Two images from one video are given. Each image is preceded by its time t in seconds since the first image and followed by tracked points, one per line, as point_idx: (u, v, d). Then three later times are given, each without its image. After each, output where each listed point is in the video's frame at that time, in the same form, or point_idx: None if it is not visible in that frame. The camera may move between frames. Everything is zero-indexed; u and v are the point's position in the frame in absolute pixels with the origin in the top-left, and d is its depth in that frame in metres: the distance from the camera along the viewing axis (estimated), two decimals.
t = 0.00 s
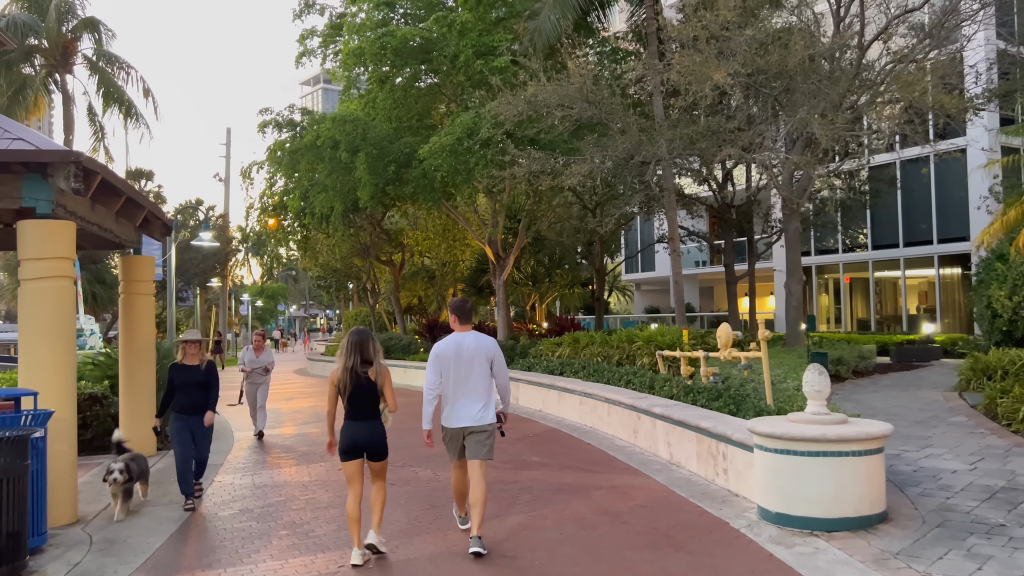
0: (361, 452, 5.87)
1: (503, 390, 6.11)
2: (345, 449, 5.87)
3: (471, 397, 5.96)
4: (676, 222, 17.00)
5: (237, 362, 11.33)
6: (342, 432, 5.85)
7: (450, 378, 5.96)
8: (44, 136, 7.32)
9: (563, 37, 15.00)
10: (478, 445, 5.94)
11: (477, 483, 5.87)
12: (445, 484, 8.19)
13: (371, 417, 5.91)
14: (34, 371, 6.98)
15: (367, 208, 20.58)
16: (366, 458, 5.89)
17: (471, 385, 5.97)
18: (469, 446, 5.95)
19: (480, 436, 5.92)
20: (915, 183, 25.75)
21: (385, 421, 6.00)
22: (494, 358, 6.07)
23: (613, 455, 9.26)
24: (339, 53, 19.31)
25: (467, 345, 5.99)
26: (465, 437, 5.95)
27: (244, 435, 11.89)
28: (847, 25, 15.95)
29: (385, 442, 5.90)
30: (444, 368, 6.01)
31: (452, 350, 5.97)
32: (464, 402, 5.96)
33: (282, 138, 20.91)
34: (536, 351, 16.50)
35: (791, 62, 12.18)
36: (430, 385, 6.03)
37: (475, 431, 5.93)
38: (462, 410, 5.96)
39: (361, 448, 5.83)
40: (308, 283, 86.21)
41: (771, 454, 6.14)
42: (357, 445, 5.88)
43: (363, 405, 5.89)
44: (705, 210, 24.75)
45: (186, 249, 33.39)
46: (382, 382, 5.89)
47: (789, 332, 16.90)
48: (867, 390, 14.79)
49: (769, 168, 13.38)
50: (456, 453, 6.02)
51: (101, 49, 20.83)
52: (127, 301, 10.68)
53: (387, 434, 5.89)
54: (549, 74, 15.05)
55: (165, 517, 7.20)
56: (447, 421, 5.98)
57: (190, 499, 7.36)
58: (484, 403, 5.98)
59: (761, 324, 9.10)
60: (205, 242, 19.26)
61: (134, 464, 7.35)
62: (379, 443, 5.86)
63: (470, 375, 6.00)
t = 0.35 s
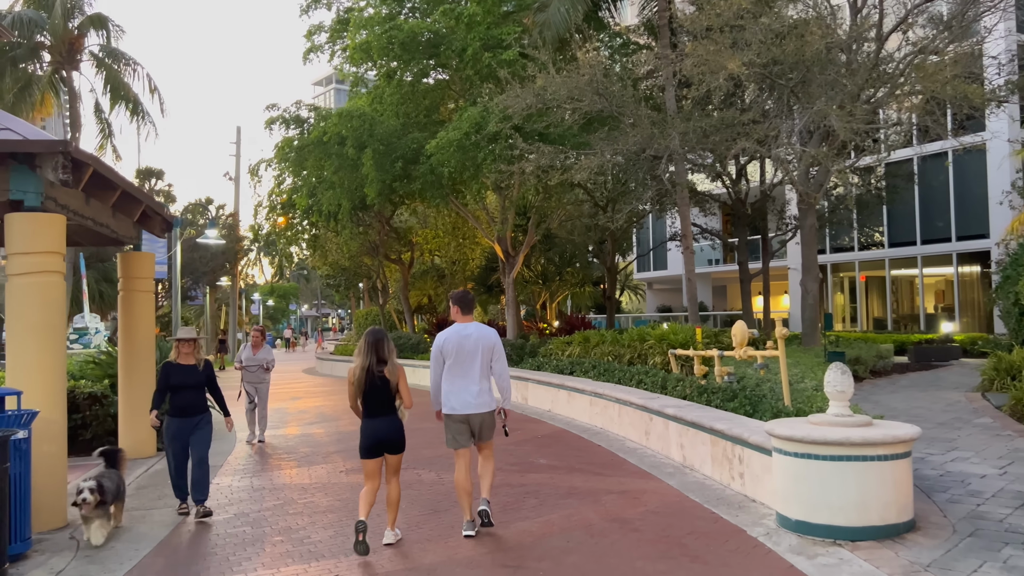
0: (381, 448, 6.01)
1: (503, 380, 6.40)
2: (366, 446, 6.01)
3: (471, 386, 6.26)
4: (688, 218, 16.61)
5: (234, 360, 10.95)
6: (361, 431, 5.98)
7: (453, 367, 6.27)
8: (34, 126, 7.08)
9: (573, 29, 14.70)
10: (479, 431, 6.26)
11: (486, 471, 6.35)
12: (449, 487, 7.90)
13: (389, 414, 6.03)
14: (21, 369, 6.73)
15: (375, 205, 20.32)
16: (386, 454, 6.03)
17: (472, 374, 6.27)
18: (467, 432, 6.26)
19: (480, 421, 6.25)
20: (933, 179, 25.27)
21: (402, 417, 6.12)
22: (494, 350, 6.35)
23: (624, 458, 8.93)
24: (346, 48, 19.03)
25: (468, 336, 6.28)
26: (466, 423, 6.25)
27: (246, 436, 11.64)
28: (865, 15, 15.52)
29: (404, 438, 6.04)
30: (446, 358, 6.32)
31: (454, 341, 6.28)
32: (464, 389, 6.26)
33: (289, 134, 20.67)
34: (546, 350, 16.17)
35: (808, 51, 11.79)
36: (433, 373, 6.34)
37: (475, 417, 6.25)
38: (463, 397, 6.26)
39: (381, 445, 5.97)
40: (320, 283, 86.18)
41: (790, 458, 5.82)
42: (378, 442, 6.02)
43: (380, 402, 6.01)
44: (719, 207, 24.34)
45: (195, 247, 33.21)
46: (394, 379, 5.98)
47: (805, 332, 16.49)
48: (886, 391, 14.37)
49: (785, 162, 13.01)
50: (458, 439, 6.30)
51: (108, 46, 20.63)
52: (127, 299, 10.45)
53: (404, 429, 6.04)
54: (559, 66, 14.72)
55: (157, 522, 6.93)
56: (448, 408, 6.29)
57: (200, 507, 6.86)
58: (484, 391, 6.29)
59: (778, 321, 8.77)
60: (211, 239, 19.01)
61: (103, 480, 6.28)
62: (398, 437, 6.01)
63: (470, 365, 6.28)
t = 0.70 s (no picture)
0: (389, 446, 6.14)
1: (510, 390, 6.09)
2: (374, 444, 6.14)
3: (476, 394, 5.99)
4: (702, 216, 16.20)
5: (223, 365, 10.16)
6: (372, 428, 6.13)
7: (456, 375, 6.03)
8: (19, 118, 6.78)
9: (584, 21, 14.36)
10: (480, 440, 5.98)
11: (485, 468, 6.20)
12: (453, 495, 7.57)
13: (399, 413, 6.19)
14: (5, 372, 6.44)
15: (383, 203, 20.02)
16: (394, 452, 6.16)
17: (476, 383, 6.00)
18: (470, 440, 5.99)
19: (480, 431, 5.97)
20: (952, 177, 24.74)
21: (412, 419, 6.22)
22: (501, 358, 6.05)
23: (636, 464, 8.57)
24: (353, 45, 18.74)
25: (472, 343, 6.01)
26: (468, 432, 5.99)
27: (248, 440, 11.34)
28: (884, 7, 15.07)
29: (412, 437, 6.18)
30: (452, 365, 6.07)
31: (459, 347, 6.03)
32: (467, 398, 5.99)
33: (296, 132, 20.41)
34: (556, 351, 15.81)
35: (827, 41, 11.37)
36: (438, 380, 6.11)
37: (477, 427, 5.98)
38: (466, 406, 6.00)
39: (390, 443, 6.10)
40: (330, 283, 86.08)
41: (814, 469, 5.44)
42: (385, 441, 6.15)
43: (392, 401, 6.17)
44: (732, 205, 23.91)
45: (203, 247, 32.98)
46: (407, 378, 6.15)
47: (822, 333, 16.06)
48: (907, 394, 13.92)
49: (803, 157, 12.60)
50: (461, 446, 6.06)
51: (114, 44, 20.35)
52: (124, 299, 10.17)
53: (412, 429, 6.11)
54: (569, 59, 14.36)
55: (146, 532, 6.62)
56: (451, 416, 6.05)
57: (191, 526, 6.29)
58: (488, 401, 5.99)
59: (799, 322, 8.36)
60: (215, 238, 18.72)
61: (67, 505, 5.34)
62: (406, 437, 6.09)
63: (473, 373, 6.00)
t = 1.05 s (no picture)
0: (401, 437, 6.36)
1: (514, 378, 6.41)
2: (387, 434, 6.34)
3: (486, 385, 6.24)
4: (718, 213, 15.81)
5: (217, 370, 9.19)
6: (386, 418, 6.34)
7: (468, 368, 6.19)
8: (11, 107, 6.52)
9: (597, 13, 14.05)
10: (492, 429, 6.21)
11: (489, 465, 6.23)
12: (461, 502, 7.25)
13: (412, 405, 6.40)
14: None
15: (393, 201, 19.73)
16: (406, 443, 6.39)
17: (487, 374, 6.24)
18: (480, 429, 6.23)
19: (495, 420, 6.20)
20: (973, 173, 24.20)
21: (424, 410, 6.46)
22: (505, 349, 6.35)
23: (653, 470, 8.21)
24: (362, 40, 18.46)
25: (483, 336, 6.23)
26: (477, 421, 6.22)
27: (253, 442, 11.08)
28: None
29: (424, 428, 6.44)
30: (461, 358, 6.23)
31: (469, 341, 6.20)
32: (478, 389, 6.22)
33: (305, 129, 20.15)
34: (569, 351, 15.46)
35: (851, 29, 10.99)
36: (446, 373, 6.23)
37: (491, 416, 6.21)
38: (477, 397, 6.22)
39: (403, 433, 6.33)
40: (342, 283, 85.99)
41: (846, 477, 5.07)
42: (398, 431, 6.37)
43: (405, 393, 6.39)
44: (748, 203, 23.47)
45: (213, 246, 32.79)
46: (419, 371, 6.37)
47: (842, 333, 15.63)
48: (931, 396, 13.47)
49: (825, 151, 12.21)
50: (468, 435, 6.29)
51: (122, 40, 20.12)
52: (125, 298, 9.94)
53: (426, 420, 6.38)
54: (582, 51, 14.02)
55: (139, 541, 6.33)
56: (462, 408, 6.22)
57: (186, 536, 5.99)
58: (499, 390, 6.27)
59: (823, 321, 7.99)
60: (223, 236, 18.49)
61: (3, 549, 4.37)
62: (419, 427, 6.36)
63: (484, 364, 6.23)
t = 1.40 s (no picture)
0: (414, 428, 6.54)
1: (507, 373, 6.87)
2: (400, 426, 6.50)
3: (480, 377, 6.74)
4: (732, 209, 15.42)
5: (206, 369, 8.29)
6: (400, 413, 6.47)
7: (462, 361, 6.72)
8: None
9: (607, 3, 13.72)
10: (485, 418, 6.72)
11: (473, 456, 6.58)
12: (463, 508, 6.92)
13: (424, 398, 6.58)
14: None
15: (400, 199, 19.44)
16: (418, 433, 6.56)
17: (480, 367, 6.73)
18: (473, 420, 6.72)
19: (487, 410, 6.71)
20: (992, 169, 23.65)
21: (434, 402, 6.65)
22: (498, 345, 6.84)
23: (665, 474, 7.87)
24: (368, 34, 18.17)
25: (475, 333, 6.74)
26: (471, 413, 6.71)
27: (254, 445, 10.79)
28: None
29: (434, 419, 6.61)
30: (457, 353, 6.78)
31: (463, 337, 6.73)
32: (472, 381, 6.73)
33: (311, 125, 19.87)
34: (578, 351, 15.10)
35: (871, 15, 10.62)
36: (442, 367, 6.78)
37: (484, 407, 6.70)
38: (471, 388, 6.73)
39: (416, 425, 6.51)
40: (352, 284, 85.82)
41: (876, 487, 4.70)
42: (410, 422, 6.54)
43: (416, 387, 6.56)
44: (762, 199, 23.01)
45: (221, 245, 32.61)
46: (429, 366, 6.52)
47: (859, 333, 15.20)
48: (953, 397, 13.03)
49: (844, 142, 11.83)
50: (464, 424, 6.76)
51: (125, 35, 19.87)
52: (121, 296, 9.65)
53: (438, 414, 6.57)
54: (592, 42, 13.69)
55: (125, 550, 6.03)
56: (456, 399, 6.73)
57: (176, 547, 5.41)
58: (491, 383, 6.76)
59: (844, 320, 7.62)
60: (227, 234, 18.23)
61: None
62: (432, 420, 6.56)
63: (476, 359, 6.74)
